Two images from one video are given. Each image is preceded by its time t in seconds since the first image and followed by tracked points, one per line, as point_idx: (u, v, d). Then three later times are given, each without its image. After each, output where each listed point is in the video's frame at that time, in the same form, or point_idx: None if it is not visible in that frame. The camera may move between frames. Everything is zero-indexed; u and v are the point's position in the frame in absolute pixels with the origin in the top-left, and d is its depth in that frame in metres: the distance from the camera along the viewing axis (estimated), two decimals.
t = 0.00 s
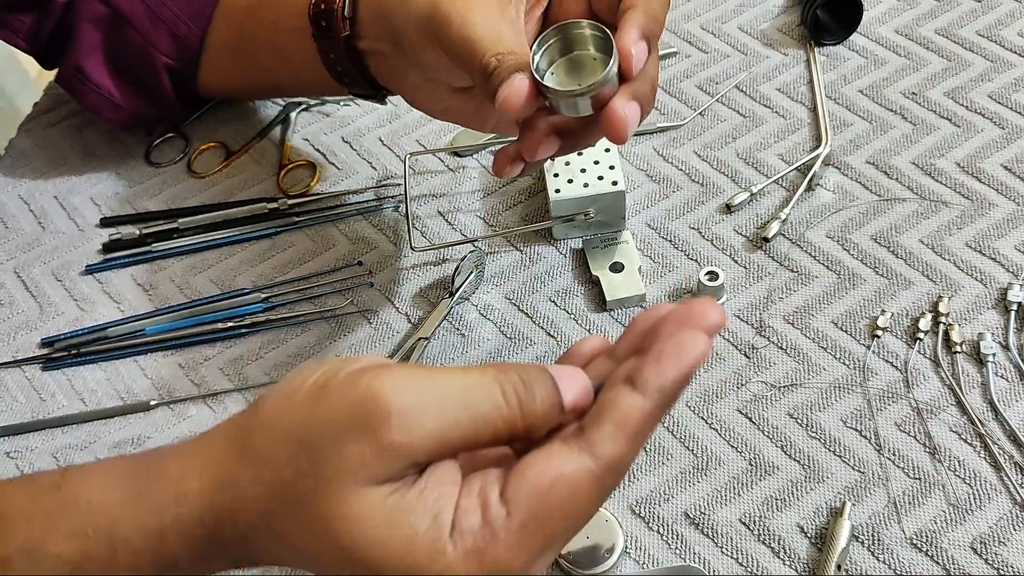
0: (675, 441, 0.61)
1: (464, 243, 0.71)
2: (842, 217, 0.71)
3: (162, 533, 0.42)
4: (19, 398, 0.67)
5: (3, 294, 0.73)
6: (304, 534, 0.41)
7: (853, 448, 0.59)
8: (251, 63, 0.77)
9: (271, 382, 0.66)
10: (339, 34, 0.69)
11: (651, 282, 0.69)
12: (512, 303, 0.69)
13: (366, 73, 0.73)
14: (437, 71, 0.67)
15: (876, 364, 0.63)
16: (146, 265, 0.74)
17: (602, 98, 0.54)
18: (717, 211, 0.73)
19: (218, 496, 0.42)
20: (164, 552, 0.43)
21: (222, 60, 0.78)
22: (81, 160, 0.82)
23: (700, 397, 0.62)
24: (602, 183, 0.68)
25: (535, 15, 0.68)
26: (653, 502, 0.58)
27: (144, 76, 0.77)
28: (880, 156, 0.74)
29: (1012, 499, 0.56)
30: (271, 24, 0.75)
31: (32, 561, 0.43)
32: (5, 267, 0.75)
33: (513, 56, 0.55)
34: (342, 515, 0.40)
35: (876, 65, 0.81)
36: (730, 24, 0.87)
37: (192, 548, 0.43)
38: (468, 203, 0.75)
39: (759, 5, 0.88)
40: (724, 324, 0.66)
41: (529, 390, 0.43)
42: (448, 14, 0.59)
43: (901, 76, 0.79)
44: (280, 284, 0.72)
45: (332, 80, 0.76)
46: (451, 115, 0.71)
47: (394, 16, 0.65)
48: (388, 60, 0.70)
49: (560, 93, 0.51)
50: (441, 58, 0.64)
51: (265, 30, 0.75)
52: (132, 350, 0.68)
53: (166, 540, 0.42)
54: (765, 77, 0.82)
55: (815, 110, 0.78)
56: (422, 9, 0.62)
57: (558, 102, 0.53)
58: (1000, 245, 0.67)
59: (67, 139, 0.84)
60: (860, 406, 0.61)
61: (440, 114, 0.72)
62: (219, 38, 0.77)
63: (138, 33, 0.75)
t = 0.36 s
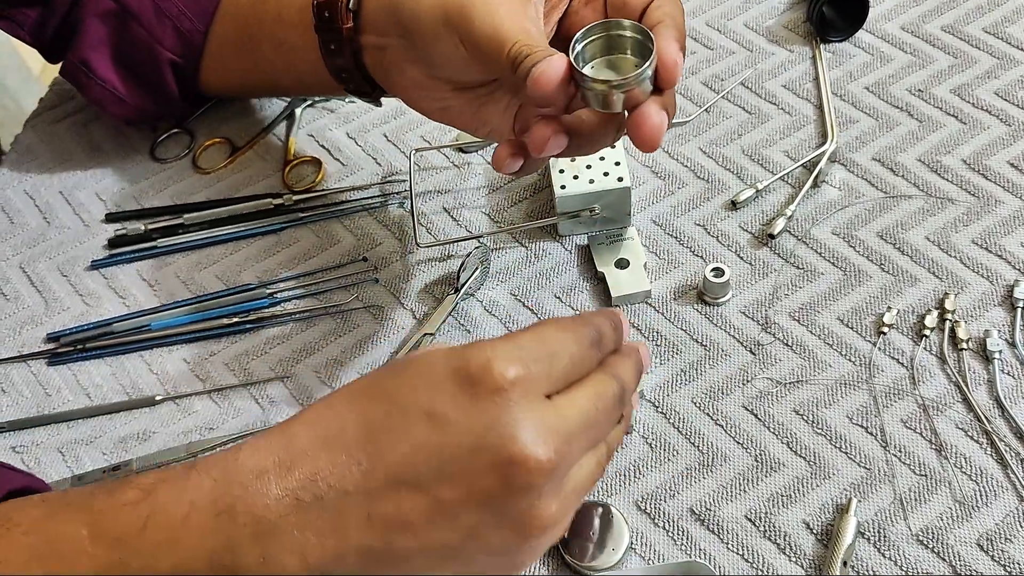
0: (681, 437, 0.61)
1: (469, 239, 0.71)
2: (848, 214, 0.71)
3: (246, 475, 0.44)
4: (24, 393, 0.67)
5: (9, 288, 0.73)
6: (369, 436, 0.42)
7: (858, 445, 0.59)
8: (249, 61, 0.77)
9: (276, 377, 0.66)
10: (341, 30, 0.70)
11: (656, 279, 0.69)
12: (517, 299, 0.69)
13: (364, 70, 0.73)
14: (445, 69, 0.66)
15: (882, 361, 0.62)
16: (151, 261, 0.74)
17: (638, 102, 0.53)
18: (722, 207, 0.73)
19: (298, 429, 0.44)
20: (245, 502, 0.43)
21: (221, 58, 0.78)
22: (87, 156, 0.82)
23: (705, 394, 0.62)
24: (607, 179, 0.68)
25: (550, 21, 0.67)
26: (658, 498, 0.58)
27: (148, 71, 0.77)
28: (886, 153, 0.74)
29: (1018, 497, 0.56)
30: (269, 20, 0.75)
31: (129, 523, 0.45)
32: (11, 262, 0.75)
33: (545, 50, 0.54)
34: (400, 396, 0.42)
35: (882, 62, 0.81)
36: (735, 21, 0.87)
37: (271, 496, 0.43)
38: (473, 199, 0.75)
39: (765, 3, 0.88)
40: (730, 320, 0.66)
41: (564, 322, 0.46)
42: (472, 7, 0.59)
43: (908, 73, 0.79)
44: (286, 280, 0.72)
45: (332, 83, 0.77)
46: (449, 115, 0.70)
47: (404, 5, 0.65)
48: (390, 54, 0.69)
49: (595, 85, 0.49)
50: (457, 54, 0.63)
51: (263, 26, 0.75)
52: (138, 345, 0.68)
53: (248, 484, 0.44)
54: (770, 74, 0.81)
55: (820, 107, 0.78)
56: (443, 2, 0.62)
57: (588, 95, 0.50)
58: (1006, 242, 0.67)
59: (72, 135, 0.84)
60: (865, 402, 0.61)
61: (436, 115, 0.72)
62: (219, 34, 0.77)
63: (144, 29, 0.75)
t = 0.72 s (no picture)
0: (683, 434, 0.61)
1: (472, 236, 0.71)
2: (850, 212, 0.71)
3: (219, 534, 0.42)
4: (28, 388, 0.67)
5: (13, 284, 0.73)
6: (338, 511, 0.39)
7: (860, 442, 0.59)
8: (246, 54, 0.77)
9: (279, 372, 0.66)
10: (336, 23, 0.70)
11: (659, 276, 0.69)
12: (519, 296, 0.69)
13: (357, 67, 0.73)
14: (437, 62, 0.66)
15: (883, 359, 0.63)
16: (155, 257, 0.74)
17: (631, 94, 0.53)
18: (725, 205, 0.73)
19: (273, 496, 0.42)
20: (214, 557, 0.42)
21: (219, 52, 0.78)
22: (91, 152, 0.83)
23: (707, 391, 0.63)
24: (610, 177, 0.68)
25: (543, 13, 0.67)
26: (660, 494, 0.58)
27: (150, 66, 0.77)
28: (888, 151, 0.74)
29: (1020, 494, 0.56)
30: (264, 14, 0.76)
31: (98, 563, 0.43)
32: (15, 257, 0.75)
33: (529, 38, 0.54)
34: (381, 462, 0.39)
35: (885, 60, 0.81)
36: (738, 19, 0.87)
37: (240, 555, 0.41)
38: (476, 196, 0.75)
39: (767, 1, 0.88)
40: (732, 318, 0.66)
41: (578, 378, 0.42)
42: None
43: (910, 72, 0.79)
44: (289, 276, 0.72)
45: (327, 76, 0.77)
46: (440, 112, 0.71)
47: None
48: (381, 49, 0.69)
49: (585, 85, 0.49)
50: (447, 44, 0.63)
51: (261, 20, 0.76)
52: (140, 341, 0.68)
53: (218, 545, 0.42)
54: (773, 72, 0.82)
55: (823, 105, 0.78)
56: None
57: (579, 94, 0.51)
58: (1008, 241, 0.67)
59: (77, 131, 0.85)
60: (867, 399, 0.61)
61: (431, 111, 0.72)
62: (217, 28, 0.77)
63: (144, 22, 0.75)
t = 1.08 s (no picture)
0: (692, 431, 0.61)
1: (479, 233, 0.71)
2: (857, 210, 0.71)
3: (329, 465, 0.44)
4: (37, 384, 0.67)
5: (21, 280, 0.74)
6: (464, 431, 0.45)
7: (868, 439, 0.59)
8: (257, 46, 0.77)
9: (287, 369, 0.66)
10: (350, 14, 0.72)
11: (666, 274, 0.69)
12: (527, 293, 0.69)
13: (369, 60, 0.74)
14: (452, 50, 0.66)
15: (891, 356, 0.63)
16: (163, 253, 0.74)
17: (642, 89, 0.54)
18: (732, 203, 0.73)
19: (388, 424, 0.46)
20: (329, 482, 0.43)
21: (230, 45, 0.78)
22: (98, 149, 0.83)
23: (715, 388, 0.63)
24: (618, 174, 0.68)
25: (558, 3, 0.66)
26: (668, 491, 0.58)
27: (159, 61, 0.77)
28: (895, 149, 0.74)
29: None
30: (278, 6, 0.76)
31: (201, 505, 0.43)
32: (23, 254, 0.75)
33: (551, 18, 0.54)
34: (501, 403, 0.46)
35: (892, 59, 0.81)
36: (744, 18, 0.87)
37: (351, 487, 0.43)
38: (483, 194, 0.75)
39: None
40: (740, 315, 0.66)
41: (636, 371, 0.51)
42: None
43: (917, 70, 0.79)
44: (296, 273, 0.72)
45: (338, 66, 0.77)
46: (450, 102, 0.71)
47: None
48: (396, 39, 0.70)
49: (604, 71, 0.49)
50: (463, 29, 0.63)
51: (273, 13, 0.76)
52: (149, 337, 0.69)
53: (328, 476, 0.43)
54: (780, 71, 0.82)
55: (830, 103, 0.78)
56: None
57: (598, 76, 0.51)
58: (1016, 239, 0.67)
59: (84, 128, 0.85)
60: (875, 397, 0.61)
61: (442, 102, 0.72)
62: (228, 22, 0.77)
63: (154, 16, 0.75)
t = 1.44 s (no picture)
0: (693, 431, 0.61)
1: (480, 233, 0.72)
2: (858, 210, 0.71)
3: (349, 482, 0.44)
4: (40, 383, 0.67)
5: (24, 280, 0.74)
6: (476, 440, 0.44)
7: (869, 439, 0.59)
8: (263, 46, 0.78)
9: (290, 368, 0.66)
10: (357, 14, 0.71)
11: (668, 274, 0.69)
12: (528, 293, 0.69)
13: (377, 59, 0.74)
14: (459, 49, 0.66)
15: (892, 356, 0.63)
16: (166, 254, 0.75)
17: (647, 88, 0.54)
18: (733, 203, 0.73)
19: (402, 432, 0.46)
20: (347, 503, 0.43)
21: (235, 45, 0.78)
22: (102, 150, 0.83)
23: (717, 388, 0.63)
24: (619, 175, 0.68)
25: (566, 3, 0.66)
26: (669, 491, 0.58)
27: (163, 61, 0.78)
28: (897, 149, 0.74)
29: None
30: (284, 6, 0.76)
31: (226, 518, 0.44)
32: (27, 254, 0.76)
33: (559, 16, 0.54)
34: (512, 410, 0.45)
35: (894, 59, 0.81)
36: (746, 18, 0.87)
37: (368, 501, 0.44)
38: (485, 194, 0.75)
39: None
40: (741, 315, 0.66)
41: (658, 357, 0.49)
42: None
43: (919, 70, 0.79)
44: (299, 272, 0.72)
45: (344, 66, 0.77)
46: (459, 101, 0.71)
47: None
48: (403, 38, 0.70)
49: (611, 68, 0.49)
50: (471, 28, 0.63)
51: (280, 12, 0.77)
52: (152, 338, 0.69)
53: (343, 489, 0.44)
54: (782, 71, 0.82)
55: (832, 103, 0.78)
56: None
57: (605, 75, 0.51)
58: (1018, 239, 0.67)
59: (88, 129, 0.85)
60: (876, 397, 0.61)
61: (449, 101, 0.72)
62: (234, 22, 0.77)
63: (159, 16, 0.75)
